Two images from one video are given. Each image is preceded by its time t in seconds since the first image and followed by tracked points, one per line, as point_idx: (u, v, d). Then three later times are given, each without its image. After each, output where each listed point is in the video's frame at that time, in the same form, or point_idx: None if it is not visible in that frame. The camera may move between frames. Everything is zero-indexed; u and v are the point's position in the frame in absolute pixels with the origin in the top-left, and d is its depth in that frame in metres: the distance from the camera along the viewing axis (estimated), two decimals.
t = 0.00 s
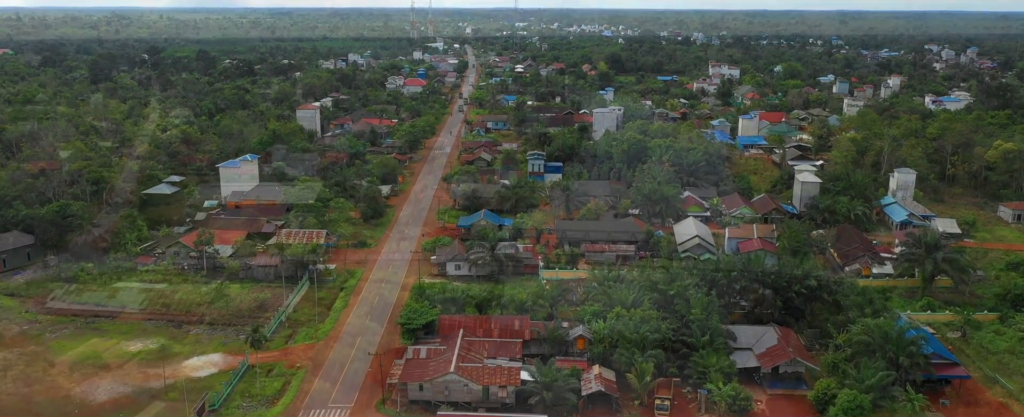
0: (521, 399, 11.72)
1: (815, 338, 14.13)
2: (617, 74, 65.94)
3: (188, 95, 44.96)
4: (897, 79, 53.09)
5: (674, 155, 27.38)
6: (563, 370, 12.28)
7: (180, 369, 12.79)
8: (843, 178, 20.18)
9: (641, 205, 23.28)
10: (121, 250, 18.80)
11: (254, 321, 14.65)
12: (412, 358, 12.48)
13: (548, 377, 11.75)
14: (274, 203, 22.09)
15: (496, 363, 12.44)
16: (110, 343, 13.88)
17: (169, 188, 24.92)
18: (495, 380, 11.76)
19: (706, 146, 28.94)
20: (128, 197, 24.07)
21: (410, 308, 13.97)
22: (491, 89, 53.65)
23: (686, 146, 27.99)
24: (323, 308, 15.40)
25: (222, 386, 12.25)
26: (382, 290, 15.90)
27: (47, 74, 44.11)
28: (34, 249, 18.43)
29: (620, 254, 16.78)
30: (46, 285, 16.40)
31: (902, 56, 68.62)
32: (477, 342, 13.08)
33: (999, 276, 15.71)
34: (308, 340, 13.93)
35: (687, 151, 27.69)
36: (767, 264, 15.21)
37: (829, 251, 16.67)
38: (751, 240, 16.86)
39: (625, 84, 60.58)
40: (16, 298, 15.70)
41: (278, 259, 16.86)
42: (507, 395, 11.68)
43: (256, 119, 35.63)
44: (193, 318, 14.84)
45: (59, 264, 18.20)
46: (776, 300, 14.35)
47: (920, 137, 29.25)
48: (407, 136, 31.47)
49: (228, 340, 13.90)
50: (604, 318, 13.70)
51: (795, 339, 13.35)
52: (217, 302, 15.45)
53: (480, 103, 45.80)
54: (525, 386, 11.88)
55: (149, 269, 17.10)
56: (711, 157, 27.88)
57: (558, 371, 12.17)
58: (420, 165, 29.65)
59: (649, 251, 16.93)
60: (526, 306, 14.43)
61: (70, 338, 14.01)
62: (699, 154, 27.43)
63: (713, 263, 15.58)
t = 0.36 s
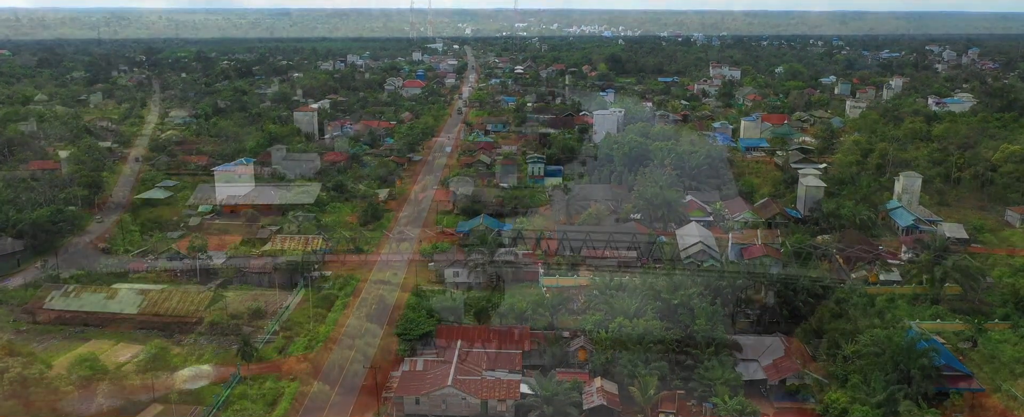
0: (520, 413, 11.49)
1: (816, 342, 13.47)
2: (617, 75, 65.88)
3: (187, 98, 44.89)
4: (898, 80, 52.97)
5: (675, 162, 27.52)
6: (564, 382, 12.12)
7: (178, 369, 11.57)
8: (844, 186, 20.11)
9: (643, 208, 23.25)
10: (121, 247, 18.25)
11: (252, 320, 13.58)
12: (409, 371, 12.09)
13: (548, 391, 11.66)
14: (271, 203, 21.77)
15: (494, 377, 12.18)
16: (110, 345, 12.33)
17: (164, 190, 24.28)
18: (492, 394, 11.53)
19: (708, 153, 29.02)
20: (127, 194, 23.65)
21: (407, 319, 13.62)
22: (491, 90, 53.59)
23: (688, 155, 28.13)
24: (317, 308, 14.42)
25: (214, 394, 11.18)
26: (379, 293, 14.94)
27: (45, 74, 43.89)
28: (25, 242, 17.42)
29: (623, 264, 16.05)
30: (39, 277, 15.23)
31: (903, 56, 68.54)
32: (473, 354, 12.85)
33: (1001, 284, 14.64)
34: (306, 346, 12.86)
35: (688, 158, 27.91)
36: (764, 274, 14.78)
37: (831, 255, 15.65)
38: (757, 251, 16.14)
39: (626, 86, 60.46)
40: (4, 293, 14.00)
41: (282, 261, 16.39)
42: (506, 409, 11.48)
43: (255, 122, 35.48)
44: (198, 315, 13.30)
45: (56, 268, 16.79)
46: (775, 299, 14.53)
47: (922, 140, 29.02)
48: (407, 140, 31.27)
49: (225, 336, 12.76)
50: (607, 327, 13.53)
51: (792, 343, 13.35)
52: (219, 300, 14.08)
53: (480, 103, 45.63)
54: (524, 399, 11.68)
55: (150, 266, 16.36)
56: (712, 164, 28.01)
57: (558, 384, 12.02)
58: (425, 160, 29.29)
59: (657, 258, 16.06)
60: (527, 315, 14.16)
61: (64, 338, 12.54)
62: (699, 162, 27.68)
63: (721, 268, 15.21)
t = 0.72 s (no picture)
0: None
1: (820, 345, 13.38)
2: (617, 76, 65.92)
3: (188, 101, 45.02)
4: (898, 81, 53.01)
5: (676, 168, 27.84)
6: (564, 387, 12.05)
7: (175, 372, 11.30)
8: (845, 186, 20.11)
9: (645, 210, 23.35)
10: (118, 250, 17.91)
11: (251, 323, 13.36)
12: (409, 374, 12.01)
13: (548, 395, 11.69)
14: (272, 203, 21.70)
15: (494, 380, 12.14)
16: (108, 348, 12.24)
17: (163, 192, 24.30)
18: (492, 399, 11.48)
19: (710, 157, 29.24)
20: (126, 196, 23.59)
21: (407, 321, 13.73)
22: (491, 90, 53.63)
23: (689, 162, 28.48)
24: (315, 313, 14.05)
25: (211, 400, 11.00)
26: (379, 294, 14.69)
27: (45, 77, 43.97)
28: (25, 242, 17.41)
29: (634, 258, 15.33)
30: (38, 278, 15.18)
31: (903, 56, 68.62)
32: (475, 357, 12.96)
33: (1007, 285, 13.98)
34: (304, 349, 12.48)
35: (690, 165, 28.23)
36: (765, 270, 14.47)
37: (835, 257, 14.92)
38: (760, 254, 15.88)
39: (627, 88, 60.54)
40: None
41: (281, 261, 16.28)
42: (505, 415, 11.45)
43: (256, 122, 35.55)
44: (197, 315, 13.15)
45: (53, 269, 16.41)
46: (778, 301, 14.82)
47: (924, 141, 28.95)
48: (407, 141, 31.27)
49: (227, 338, 12.23)
50: (609, 330, 13.65)
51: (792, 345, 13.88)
52: (218, 301, 13.95)
53: (481, 102, 45.63)
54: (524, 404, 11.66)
55: (147, 269, 16.24)
56: (713, 168, 28.22)
57: (558, 388, 11.98)
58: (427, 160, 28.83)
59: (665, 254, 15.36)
60: (529, 317, 14.28)
61: (61, 341, 12.51)
62: (699, 171, 28.07)
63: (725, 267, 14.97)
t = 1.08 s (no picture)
0: None
1: (828, 347, 11.79)
2: (618, 78, 65.97)
3: (189, 106, 45.15)
4: (900, 83, 52.85)
5: (679, 181, 27.89)
6: (564, 387, 12.26)
7: (170, 377, 10.75)
8: (849, 185, 19.89)
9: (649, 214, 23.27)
10: (116, 250, 17.59)
11: (248, 327, 13.13)
12: (408, 374, 12.68)
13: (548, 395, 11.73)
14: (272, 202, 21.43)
15: (494, 379, 12.81)
16: (103, 351, 12.16)
17: (161, 191, 24.23)
18: (491, 399, 11.82)
19: (711, 174, 29.33)
20: (125, 196, 23.53)
21: (409, 319, 13.86)
22: (492, 90, 53.59)
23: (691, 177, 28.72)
24: (315, 316, 13.64)
25: (206, 404, 10.33)
26: (377, 296, 14.03)
27: (45, 81, 44.10)
28: (20, 243, 17.06)
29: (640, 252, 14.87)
30: (35, 278, 15.06)
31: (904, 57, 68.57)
32: (476, 358, 13.81)
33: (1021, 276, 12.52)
34: (303, 352, 11.79)
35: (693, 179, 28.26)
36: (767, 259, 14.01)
37: (844, 259, 13.94)
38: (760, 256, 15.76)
39: (628, 92, 60.58)
40: None
41: (280, 263, 16.18)
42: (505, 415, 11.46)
43: (257, 122, 35.52)
44: (193, 316, 13.08)
45: (49, 269, 16.07)
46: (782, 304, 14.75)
47: (926, 144, 28.84)
48: (406, 142, 31.19)
49: (225, 342, 11.39)
50: (610, 333, 14.22)
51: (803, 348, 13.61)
52: (214, 304, 13.80)
53: (482, 101, 45.51)
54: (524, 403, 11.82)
55: (145, 270, 16.13)
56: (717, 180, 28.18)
57: (558, 388, 12.25)
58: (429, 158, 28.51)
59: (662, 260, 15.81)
60: (530, 322, 14.83)
61: (57, 342, 12.48)
62: (703, 181, 28.02)
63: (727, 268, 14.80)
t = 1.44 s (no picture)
0: None
1: (835, 353, 11.25)
2: (618, 78, 65.92)
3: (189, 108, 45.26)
4: (902, 84, 52.77)
5: (683, 184, 27.67)
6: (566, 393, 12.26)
7: (166, 382, 10.63)
8: (852, 185, 19.70)
9: (653, 217, 23.03)
10: (111, 251, 17.48)
11: (246, 330, 13.06)
12: (407, 378, 12.53)
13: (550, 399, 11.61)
14: (270, 204, 21.12)
15: (495, 383, 12.67)
16: (100, 356, 12.02)
17: (160, 192, 24.11)
18: (493, 405, 11.77)
19: (715, 177, 29.12)
20: (123, 198, 23.39)
21: (410, 317, 13.40)
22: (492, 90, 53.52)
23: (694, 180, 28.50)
24: (313, 318, 13.33)
25: (202, 410, 10.13)
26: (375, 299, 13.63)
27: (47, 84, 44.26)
28: (17, 244, 16.87)
29: (642, 254, 14.53)
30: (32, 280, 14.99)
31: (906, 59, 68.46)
32: (477, 360, 13.65)
33: None
34: (301, 356, 11.41)
35: (697, 183, 28.03)
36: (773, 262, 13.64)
37: (852, 263, 13.67)
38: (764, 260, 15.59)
39: (629, 92, 60.60)
40: None
41: (279, 266, 15.70)
42: None
43: (257, 124, 35.52)
44: (190, 321, 12.59)
45: (45, 271, 15.95)
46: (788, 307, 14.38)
47: (928, 145, 28.69)
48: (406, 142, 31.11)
49: (222, 346, 11.05)
50: (613, 337, 14.06)
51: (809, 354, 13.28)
52: (211, 308, 13.07)
53: (482, 101, 45.52)
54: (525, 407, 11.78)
55: (142, 272, 15.81)
56: (721, 183, 27.93)
57: (560, 394, 12.23)
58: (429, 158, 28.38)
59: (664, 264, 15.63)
60: (532, 325, 14.58)
61: (55, 348, 12.42)
62: (706, 184, 27.78)
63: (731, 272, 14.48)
